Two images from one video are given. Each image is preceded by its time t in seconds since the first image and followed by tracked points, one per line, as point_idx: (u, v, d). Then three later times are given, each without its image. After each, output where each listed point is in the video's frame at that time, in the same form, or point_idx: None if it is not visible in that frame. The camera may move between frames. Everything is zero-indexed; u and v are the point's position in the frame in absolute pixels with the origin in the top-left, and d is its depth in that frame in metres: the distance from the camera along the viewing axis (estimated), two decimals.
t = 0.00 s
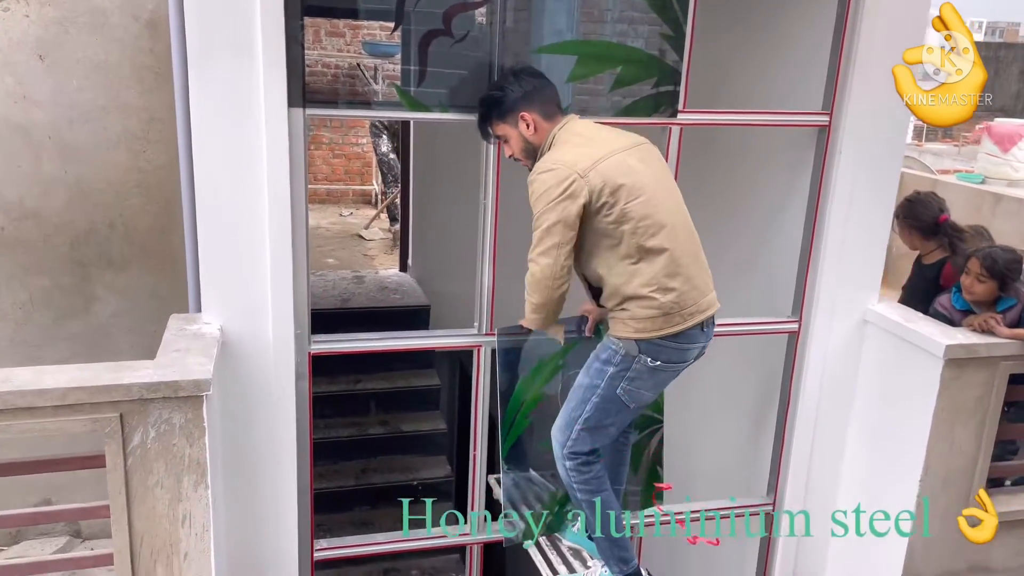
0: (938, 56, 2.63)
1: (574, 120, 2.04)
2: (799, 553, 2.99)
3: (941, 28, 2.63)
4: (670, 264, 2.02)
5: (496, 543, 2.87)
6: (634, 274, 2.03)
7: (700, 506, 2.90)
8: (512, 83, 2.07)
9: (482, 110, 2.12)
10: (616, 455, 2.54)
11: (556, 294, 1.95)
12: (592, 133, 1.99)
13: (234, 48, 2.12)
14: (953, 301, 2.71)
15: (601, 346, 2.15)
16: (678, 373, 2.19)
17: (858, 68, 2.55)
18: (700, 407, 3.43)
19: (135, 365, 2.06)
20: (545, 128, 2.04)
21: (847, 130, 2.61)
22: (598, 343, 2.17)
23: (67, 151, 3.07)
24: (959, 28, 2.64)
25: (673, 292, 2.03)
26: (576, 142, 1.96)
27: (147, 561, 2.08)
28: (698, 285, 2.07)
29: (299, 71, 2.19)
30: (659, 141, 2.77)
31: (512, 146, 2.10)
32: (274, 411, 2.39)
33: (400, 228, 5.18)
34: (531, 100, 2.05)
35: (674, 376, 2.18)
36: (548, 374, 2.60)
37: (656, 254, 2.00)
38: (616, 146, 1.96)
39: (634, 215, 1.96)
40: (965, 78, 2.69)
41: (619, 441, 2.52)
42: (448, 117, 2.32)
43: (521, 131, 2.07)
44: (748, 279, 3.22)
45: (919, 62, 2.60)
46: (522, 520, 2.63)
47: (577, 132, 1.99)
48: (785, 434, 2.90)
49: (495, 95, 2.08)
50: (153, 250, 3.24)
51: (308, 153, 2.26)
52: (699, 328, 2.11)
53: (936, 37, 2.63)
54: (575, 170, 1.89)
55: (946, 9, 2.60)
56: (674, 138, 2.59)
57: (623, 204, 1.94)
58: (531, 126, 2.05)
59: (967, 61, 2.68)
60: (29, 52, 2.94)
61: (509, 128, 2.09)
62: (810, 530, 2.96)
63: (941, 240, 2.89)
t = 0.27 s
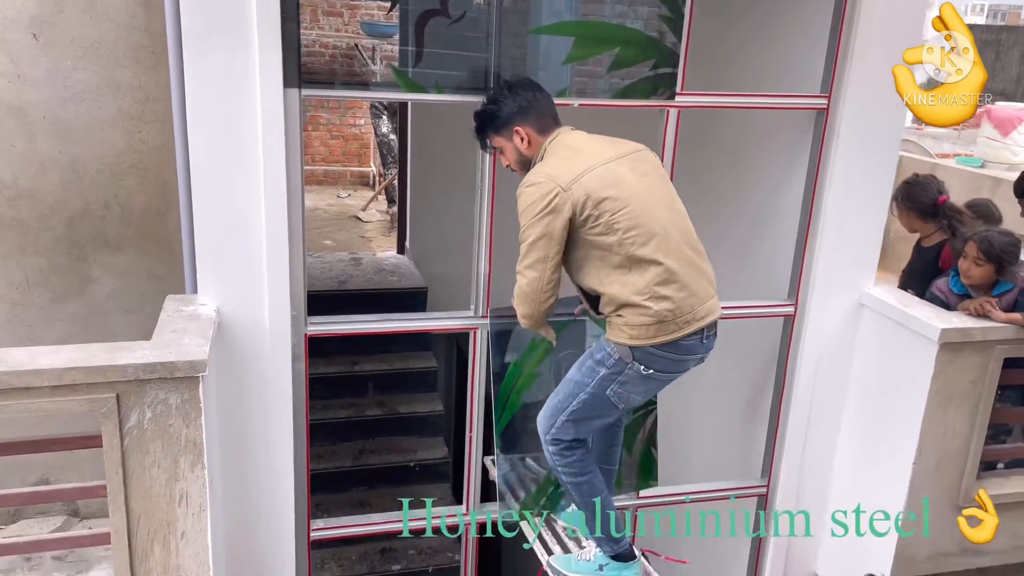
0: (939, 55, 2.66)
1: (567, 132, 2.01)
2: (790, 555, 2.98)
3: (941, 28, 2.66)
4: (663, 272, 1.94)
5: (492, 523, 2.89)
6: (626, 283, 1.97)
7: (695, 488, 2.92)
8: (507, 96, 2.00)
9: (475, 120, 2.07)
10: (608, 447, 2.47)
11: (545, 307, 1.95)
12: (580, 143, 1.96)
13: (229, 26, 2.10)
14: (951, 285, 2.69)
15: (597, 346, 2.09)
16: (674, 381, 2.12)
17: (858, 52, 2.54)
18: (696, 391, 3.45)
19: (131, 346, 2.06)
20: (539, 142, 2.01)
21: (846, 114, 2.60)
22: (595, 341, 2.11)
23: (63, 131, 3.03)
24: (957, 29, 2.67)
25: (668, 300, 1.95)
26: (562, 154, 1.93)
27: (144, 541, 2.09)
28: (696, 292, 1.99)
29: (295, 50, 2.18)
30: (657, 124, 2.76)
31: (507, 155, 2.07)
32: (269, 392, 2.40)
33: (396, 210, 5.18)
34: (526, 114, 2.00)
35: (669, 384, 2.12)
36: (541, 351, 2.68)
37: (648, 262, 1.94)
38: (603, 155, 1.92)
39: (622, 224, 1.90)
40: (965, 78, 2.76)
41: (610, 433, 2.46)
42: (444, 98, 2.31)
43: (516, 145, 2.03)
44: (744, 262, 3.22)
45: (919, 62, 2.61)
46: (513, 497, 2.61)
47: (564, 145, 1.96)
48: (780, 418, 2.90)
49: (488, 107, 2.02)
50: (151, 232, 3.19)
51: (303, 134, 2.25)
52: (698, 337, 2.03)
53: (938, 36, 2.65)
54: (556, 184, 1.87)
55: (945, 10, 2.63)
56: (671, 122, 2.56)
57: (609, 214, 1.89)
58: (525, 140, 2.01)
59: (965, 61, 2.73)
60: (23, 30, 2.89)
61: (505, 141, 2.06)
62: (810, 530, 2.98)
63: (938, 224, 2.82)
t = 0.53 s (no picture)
0: (939, 55, 2.69)
1: (561, 164, 2.02)
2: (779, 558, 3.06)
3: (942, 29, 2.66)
4: (654, 302, 1.94)
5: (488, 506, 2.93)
6: (617, 313, 1.97)
7: (690, 472, 2.95)
8: (507, 127, 2.04)
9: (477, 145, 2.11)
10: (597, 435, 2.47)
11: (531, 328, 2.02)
12: (572, 177, 1.97)
13: (228, 11, 2.11)
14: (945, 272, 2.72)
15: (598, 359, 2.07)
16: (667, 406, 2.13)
17: (854, 40, 2.55)
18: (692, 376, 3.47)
19: (131, 328, 2.09)
20: (535, 174, 2.05)
21: (842, 102, 2.61)
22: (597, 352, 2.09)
23: (63, 116, 2.89)
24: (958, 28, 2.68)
25: (659, 330, 1.95)
26: (555, 187, 1.94)
27: (145, 520, 2.13)
28: (690, 321, 1.98)
29: (294, 35, 2.19)
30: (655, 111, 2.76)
31: (506, 183, 2.11)
32: (268, 375, 2.43)
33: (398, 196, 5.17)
34: (525, 146, 2.03)
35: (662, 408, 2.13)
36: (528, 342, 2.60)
37: (638, 293, 1.93)
38: (596, 188, 1.93)
39: (611, 256, 1.90)
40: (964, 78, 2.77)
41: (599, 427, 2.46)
42: (443, 83, 2.33)
43: (514, 174, 2.07)
44: (741, 249, 3.24)
45: (918, 62, 2.64)
46: (512, 487, 2.59)
47: (558, 178, 1.97)
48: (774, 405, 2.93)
49: (490, 136, 2.06)
50: (152, 218, 3.06)
51: (302, 119, 2.27)
52: (694, 365, 2.01)
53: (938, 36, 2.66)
54: (543, 218, 1.89)
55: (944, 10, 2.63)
56: (668, 109, 2.56)
57: (597, 247, 1.90)
58: (522, 170, 2.05)
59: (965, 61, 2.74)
60: (22, 14, 2.76)
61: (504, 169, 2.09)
62: (810, 530, 3.04)
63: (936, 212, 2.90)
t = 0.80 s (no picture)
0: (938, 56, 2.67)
1: (550, 201, 2.03)
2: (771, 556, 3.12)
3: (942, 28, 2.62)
4: (629, 343, 1.96)
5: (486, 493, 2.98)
6: (594, 350, 2.00)
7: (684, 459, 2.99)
8: (505, 160, 2.06)
9: (477, 175, 2.15)
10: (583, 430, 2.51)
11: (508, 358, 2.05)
12: (557, 215, 1.98)
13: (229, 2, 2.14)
14: (938, 263, 2.77)
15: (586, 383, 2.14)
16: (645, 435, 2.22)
17: (848, 33, 2.57)
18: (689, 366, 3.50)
19: (134, 314, 2.13)
20: (529, 208, 2.07)
21: (836, 96, 2.64)
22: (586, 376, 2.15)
23: (67, 104, 2.93)
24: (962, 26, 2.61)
25: (634, 369, 1.97)
26: (537, 227, 1.97)
27: (148, 501, 2.17)
28: (667, 362, 1.99)
29: (294, 26, 2.22)
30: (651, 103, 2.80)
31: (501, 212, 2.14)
32: (269, 361, 2.47)
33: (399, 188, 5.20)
34: (520, 180, 2.05)
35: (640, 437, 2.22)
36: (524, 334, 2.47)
37: (614, 333, 1.96)
38: (577, 229, 1.95)
39: (588, 297, 1.93)
40: (965, 77, 2.68)
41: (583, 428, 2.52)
42: (441, 74, 2.37)
43: (509, 206, 2.10)
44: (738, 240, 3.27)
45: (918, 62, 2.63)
46: (507, 470, 2.68)
47: (543, 217, 1.99)
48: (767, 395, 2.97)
49: (488, 168, 2.09)
50: (155, 206, 3.10)
51: (302, 109, 2.31)
52: (669, 404, 2.04)
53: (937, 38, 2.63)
54: (523, 256, 1.92)
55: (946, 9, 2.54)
56: (664, 100, 2.60)
57: (575, 287, 1.92)
58: (517, 203, 2.07)
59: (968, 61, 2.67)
60: (26, 4, 2.80)
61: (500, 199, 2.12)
62: (811, 530, 3.06)
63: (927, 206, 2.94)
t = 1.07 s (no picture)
0: (938, 55, 3.03)
1: (547, 228, 2.08)
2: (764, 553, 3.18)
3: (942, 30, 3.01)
4: (609, 374, 2.02)
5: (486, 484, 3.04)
6: (575, 376, 2.07)
7: (680, 451, 3.04)
8: (509, 182, 2.14)
9: (481, 194, 2.22)
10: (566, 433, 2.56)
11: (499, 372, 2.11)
12: (552, 243, 2.03)
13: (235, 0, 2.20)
14: (930, 259, 2.83)
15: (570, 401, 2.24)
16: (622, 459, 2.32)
17: (841, 32, 2.62)
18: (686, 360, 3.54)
19: (141, 303, 2.18)
20: (529, 229, 2.13)
21: (830, 94, 2.68)
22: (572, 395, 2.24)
23: (76, 99, 2.99)
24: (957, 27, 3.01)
25: (611, 399, 2.04)
26: (531, 254, 2.01)
27: (153, 486, 2.23)
28: (644, 396, 2.06)
29: (297, 24, 2.28)
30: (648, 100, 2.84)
31: (500, 231, 2.20)
32: (272, 352, 2.52)
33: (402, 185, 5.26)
34: (523, 202, 2.12)
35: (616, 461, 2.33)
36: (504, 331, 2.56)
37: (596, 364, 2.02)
38: (570, 259, 1.99)
39: (573, 328, 1.99)
40: (965, 77, 3.06)
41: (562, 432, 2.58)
42: (441, 71, 2.42)
43: (509, 227, 2.16)
44: (734, 236, 3.32)
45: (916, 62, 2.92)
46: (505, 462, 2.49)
47: (539, 244, 2.04)
48: (762, 388, 3.02)
49: (492, 188, 2.16)
50: (161, 200, 3.15)
51: (305, 104, 2.36)
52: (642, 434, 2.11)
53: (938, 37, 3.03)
54: (516, 283, 1.97)
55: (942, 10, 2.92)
56: (661, 99, 2.66)
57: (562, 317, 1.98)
58: (517, 223, 2.14)
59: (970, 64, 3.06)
60: (37, 1, 2.86)
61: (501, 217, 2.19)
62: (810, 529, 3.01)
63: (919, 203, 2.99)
